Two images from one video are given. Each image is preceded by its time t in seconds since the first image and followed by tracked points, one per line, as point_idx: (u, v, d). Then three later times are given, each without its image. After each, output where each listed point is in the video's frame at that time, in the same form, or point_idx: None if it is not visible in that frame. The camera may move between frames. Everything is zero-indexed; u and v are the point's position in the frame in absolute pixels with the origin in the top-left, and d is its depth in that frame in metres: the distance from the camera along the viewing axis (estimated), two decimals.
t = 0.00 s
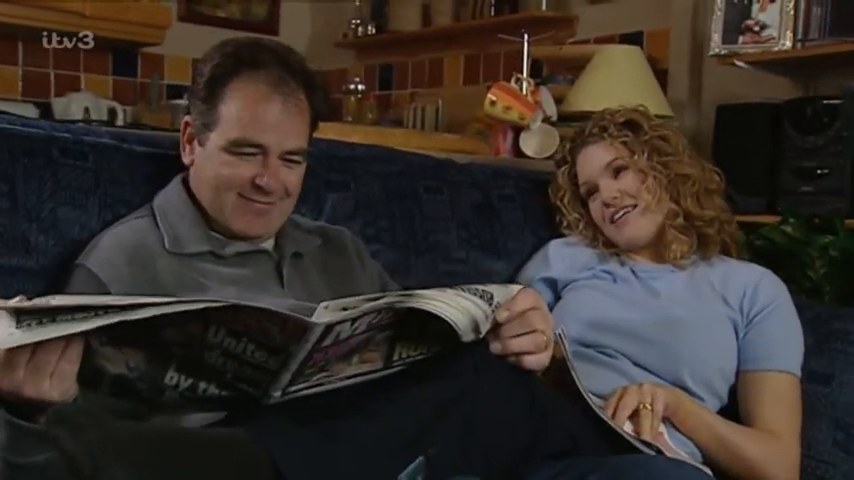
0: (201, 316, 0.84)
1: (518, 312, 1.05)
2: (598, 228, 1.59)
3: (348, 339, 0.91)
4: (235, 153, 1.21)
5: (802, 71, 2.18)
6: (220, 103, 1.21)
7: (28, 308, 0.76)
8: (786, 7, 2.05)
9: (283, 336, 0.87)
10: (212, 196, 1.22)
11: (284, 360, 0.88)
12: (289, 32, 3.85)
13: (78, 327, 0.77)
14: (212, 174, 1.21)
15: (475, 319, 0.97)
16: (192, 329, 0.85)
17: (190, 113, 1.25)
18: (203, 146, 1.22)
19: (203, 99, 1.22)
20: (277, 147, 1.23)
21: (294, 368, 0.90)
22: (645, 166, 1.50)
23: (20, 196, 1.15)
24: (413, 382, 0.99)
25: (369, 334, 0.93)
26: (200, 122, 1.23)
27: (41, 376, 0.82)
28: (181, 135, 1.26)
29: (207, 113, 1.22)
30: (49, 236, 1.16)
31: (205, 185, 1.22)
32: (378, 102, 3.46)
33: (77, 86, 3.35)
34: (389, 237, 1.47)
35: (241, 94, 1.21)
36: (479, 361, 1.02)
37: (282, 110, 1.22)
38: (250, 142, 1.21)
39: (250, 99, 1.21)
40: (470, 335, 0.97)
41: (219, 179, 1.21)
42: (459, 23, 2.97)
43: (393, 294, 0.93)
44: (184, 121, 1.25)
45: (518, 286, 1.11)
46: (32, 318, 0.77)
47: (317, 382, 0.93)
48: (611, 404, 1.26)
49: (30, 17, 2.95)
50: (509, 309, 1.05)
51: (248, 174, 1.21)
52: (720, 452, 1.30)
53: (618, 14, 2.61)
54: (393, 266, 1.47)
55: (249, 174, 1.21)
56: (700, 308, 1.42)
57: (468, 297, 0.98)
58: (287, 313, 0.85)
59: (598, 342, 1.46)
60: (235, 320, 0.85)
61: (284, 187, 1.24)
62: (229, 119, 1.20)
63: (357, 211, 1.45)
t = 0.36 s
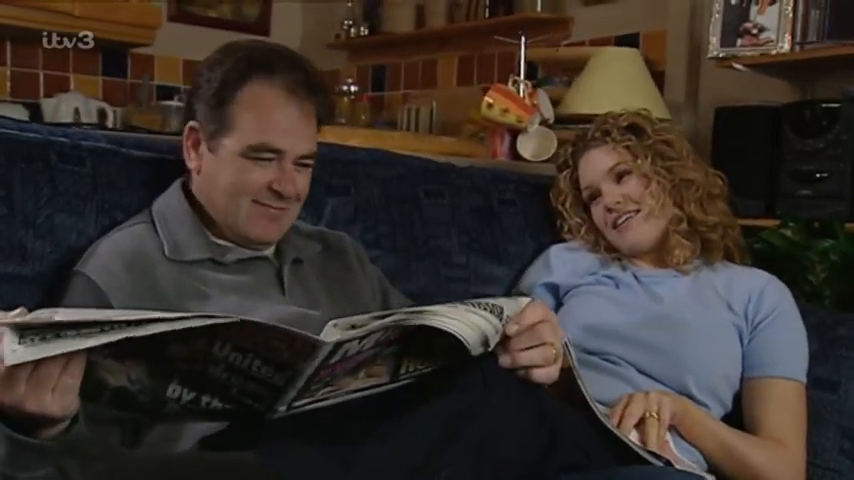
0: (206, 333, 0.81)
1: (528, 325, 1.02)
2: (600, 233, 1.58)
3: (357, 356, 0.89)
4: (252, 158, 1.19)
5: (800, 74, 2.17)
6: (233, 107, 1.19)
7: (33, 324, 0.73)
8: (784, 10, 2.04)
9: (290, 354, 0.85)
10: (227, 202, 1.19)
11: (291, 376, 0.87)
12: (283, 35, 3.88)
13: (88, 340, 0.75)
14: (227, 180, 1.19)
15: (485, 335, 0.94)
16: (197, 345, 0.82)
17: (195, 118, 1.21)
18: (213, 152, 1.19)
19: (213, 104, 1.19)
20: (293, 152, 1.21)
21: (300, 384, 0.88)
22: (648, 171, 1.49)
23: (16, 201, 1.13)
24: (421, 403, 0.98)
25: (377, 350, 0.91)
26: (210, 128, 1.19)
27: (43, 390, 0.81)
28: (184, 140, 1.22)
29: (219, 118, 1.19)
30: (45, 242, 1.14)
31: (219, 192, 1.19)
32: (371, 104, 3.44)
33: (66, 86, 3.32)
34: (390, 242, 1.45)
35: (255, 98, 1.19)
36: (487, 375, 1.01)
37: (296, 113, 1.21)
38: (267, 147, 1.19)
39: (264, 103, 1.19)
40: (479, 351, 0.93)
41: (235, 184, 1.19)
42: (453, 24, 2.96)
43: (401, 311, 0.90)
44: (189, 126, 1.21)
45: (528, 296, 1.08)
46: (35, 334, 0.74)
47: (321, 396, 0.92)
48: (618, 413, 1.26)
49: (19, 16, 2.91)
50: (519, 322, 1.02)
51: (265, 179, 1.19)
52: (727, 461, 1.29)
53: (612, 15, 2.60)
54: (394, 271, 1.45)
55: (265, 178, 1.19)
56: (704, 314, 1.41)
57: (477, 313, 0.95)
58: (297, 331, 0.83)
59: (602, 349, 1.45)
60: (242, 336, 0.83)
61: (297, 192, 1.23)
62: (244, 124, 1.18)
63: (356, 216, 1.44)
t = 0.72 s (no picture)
0: (210, 337, 0.79)
1: (538, 329, 1.02)
2: (602, 232, 1.56)
3: (364, 362, 0.87)
4: (270, 160, 1.17)
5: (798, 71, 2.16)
6: (250, 108, 1.16)
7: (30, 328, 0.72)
8: (783, 6, 2.02)
9: (298, 360, 0.82)
10: (241, 203, 1.17)
11: (297, 383, 0.85)
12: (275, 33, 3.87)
13: (90, 335, 0.73)
14: (241, 182, 1.17)
15: (495, 341, 0.92)
16: (201, 348, 0.80)
17: (208, 115, 1.19)
18: (229, 152, 1.17)
19: (228, 102, 1.17)
20: (310, 157, 1.19)
21: (306, 390, 0.86)
22: (651, 170, 1.47)
23: (11, 200, 1.10)
24: (428, 406, 0.95)
25: (385, 356, 0.89)
26: (223, 128, 1.17)
27: (46, 394, 0.79)
28: (195, 137, 1.19)
29: (235, 118, 1.16)
30: (41, 242, 1.11)
31: (232, 193, 1.17)
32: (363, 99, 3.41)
33: (54, 81, 3.28)
34: (390, 242, 1.43)
35: (273, 100, 1.17)
36: (496, 380, 0.99)
37: (314, 118, 1.19)
38: (284, 150, 1.17)
39: (284, 105, 1.17)
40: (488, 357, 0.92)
41: (251, 186, 1.17)
42: (446, 20, 2.93)
43: (411, 317, 0.88)
44: (202, 123, 1.19)
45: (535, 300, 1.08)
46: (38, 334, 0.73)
47: (327, 402, 0.90)
48: (623, 414, 1.24)
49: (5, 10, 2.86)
50: (529, 326, 1.02)
51: (281, 182, 1.17)
52: (732, 462, 1.27)
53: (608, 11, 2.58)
54: (394, 270, 1.43)
55: (282, 182, 1.18)
56: (708, 313, 1.39)
57: (488, 319, 0.93)
58: (307, 336, 0.81)
59: (606, 349, 1.43)
60: (248, 340, 0.80)
61: (310, 197, 1.21)
62: (263, 125, 1.16)
63: (356, 214, 1.41)
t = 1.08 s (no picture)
0: (218, 340, 0.77)
1: (550, 330, 1.01)
2: (605, 228, 1.55)
3: (375, 364, 0.85)
4: (307, 155, 1.20)
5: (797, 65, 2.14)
6: (281, 106, 1.19)
7: (35, 342, 0.70)
8: None
9: (310, 365, 0.81)
10: (281, 203, 1.19)
11: (309, 388, 0.83)
12: (267, 28, 3.86)
13: (95, 348, 0.71)
14: (276, 179, 1.19)
15: (509, 341, 0.90)
16: (210, 351, 0.78)
17: (234, 121, 1.19)
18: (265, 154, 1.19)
19: (253, 102, 1.19)
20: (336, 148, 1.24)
21: (317, 394, 0.84)
22: (656, 166, 1.46)
23: (9, 197, 1.08)
24: (439, 410, 0.94)
25: (396, 358, 0.87)
26: (254, 127, 1.18)
27: (53, 399, 0.78)
28: (220, 145, 1.19)
29: (264, 119, 1.19)
30: (40, 240, 1.09)
31: (272, 193, 1.19)
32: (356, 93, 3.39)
33: (44, 74, 3.24)
34: (392, 238, 1.41)
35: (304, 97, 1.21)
36: (508, 384, 0.98)
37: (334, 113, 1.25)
38: (317, 143, 1.22)
39: (307, 99, 1.21)
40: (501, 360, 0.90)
41: (291, 183, 1.19)
42: (441, 13, 2.91)
43: (423, 320, 0.87)
44: (228, 129, 1.19)
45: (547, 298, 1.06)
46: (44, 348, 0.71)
47: (337, 404, 0.89)
48: (631, 412, 1.23)
49: None
50: (541, 327, 1.00)
51: (315, 175, 1.21)
52: (740, 461, 1.26)
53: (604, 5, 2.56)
54: (396, 267, 1.41)
55: (318, 174, 1.22)
56: (714, 309, 1.38)
57: (500, 319, 0.91)
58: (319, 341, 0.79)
59: (612, 347, 1.42)
60: (258, 344, 0.79)
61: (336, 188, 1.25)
62: (294, 122, 1.20)
63: (358, 211, 1.39)
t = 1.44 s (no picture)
0: (227, 347, 0.75)
1: (561, 335, 0.99)
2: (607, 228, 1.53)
3: (386, 371, 0.84)
4: (278, 135, 1.16)
5: (795, 64, 2.13)
6: (247, 88, 1.15)
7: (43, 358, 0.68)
8: None
9: (321, 371, 0.79)
10: (256, 189, 1.14)
11: (318, 395, 0.82)
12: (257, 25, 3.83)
13: (103, 363, 0.69)
14: (251, 164, 1.14)
15: (520, 346, 0.89)
16: (218, 357, 0.76)
17: (205, 110, 1.15)
18: (234, 139, 1.14)
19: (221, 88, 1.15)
20: (313, 128, 1.19)
21: (325, 402, 0.83)
22: (660, 166, 1.44)
23: (5, 199, 1.05)
24: (450, 420, 0.92)
25: (406, 364, 0.85)
26: (222, 111, 1.14)
27: (58, 408, 0.77)
28: (193, 137, 1.16)
29: (233, 104, 1.14)
30: (36, 242, 1.07)
31: (246, 179, 1.14)
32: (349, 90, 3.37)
33: (33, 71, 3.19)
34: (393, 240, 1.39)
35: (274, 77, 1.17)
36: (519, 389, 0.97)
37: (312, 90, 1.19)
38: (289, 122, 1.17)
39: (276, 79, 1.16)
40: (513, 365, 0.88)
41: (264, 166, 1.15)
42: (435, 10, 2.89)
43: (436, 326, 0.85)
44: (199, 120, 1.15)
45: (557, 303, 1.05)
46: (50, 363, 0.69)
47: (345, 411, 0.87)
48: (637, 416, 1.22)
49: None
50: (551, 332, 0.99)
51: (289, 158, 1.16)
52: (745, 465, 1.25)
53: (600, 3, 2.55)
54: (397, 269, 1.39)
55: (293, 155, 1.17)
56: (719, 310, 1.37)
57: (511, 324, 0.90)
58: (330, 349, 0.78)
59: (616, 348, 1.40)
60: (268, 352, 0.77)
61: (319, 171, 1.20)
62: (263, 103, 1.15)
63: (359, 212, 1.37)
